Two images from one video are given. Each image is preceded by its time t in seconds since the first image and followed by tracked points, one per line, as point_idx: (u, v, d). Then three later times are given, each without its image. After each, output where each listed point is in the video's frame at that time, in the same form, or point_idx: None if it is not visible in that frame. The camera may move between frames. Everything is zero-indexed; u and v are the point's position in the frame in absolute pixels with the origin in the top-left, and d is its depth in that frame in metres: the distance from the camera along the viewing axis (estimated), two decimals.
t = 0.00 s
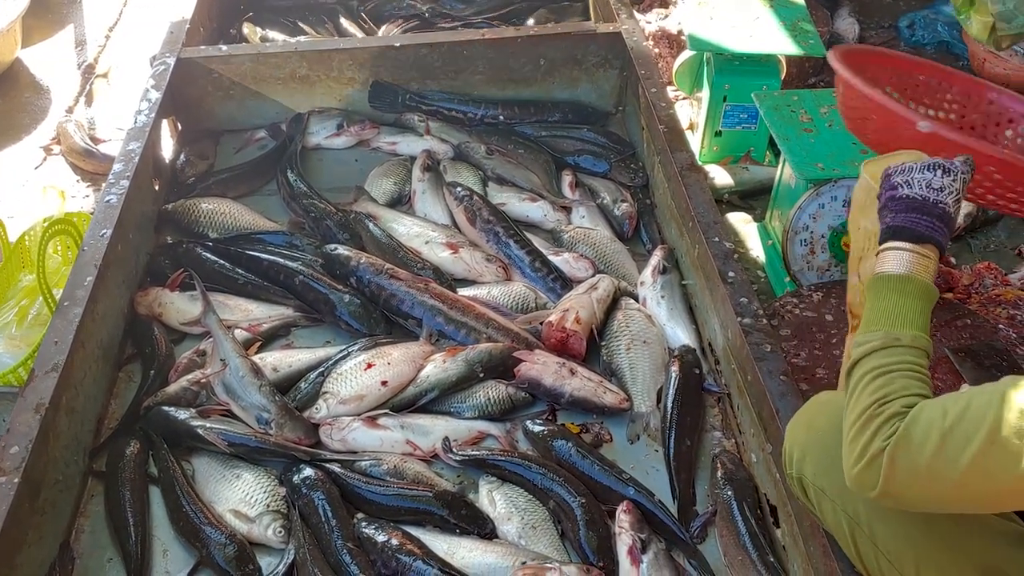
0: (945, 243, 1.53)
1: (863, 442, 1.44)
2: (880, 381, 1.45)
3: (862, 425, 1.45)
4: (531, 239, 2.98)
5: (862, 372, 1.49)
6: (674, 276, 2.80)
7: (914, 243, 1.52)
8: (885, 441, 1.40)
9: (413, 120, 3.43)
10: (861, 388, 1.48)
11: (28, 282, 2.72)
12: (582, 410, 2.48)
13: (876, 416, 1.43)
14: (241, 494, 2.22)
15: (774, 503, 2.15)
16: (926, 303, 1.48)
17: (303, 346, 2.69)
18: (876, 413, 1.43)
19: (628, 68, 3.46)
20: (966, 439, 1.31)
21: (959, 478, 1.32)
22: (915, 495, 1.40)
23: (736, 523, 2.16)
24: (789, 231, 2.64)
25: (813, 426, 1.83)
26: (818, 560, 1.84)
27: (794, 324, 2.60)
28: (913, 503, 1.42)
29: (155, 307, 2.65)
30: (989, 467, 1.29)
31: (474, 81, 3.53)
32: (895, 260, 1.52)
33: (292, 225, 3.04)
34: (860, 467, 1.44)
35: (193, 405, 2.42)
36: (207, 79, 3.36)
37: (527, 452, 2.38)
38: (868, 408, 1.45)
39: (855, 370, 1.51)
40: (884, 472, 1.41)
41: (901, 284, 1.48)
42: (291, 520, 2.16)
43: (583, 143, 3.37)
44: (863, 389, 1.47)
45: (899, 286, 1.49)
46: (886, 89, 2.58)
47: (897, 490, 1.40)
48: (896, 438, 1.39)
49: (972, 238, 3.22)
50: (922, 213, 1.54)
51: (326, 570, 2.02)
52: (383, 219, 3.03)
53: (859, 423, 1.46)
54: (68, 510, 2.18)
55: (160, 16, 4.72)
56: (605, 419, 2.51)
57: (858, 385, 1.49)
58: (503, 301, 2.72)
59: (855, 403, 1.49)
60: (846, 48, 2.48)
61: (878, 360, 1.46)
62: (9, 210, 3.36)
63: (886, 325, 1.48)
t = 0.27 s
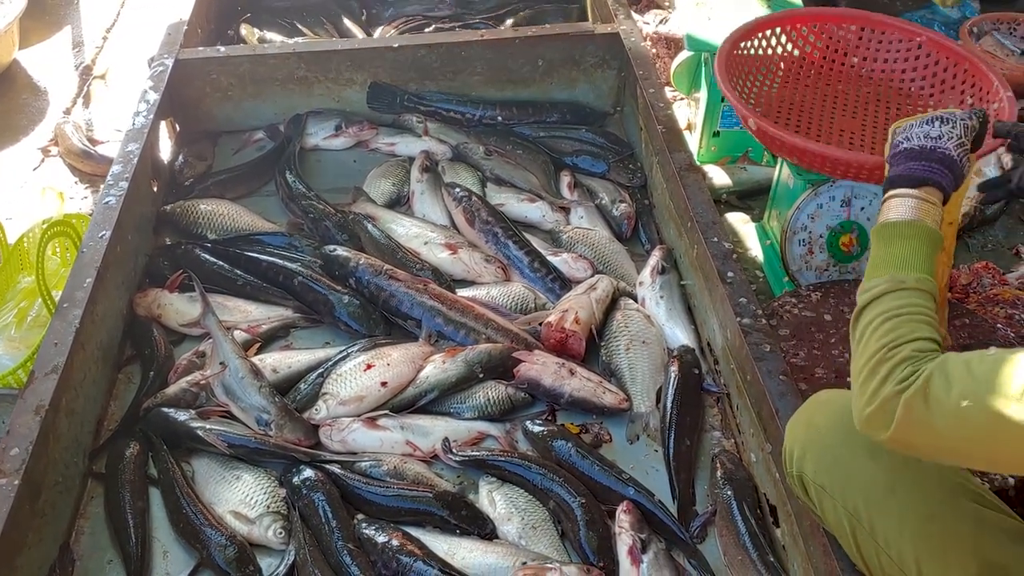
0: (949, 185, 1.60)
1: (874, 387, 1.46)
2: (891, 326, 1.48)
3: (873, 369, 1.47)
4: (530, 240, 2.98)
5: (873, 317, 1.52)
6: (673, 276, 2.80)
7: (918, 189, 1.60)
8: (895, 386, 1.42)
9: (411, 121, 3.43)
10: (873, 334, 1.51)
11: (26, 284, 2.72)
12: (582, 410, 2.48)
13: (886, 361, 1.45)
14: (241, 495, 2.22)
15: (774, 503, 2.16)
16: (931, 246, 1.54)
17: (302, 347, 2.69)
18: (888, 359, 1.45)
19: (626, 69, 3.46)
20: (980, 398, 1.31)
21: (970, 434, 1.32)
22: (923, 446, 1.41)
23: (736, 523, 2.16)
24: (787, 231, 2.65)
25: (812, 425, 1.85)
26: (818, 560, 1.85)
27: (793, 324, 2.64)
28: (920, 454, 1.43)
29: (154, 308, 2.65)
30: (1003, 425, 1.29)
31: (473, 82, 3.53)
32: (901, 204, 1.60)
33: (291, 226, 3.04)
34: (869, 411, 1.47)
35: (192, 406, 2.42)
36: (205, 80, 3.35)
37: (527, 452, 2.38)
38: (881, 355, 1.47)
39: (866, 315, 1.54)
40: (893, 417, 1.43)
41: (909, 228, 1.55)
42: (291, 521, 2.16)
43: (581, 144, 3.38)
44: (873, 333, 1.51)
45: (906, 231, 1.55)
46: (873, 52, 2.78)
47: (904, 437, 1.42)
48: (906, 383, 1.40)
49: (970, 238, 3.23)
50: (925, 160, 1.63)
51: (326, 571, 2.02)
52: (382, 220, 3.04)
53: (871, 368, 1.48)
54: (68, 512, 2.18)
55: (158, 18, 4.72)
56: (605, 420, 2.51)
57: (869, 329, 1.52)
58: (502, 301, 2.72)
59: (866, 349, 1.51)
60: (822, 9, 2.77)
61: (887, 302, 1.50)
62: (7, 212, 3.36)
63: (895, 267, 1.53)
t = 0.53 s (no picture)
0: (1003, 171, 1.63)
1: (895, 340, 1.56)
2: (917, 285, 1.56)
3: (895, 323, 1.56)
4: (528, 239, 2.98)
5: (905, 274, 1.60)
6: (671, 276, 2.81)
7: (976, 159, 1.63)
8: (917, 340, 1.51)
9: (410, 121, 3.44)
10: (901, 291, 1.59)
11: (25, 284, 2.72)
12: (581, 410, 2.48)
13: (912, 317, 1.54)
14: (241, 496, 2.22)
15: (774, 502, 2.16)
16: (974, 219, 1.60)
17: (301, 347, 2.69)
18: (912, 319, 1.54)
19: (624, 69, 3.47)
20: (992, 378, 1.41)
21: (979, 406, 1.43)
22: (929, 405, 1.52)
23: (735, 522, 2.16)
24: (785, 231, 2.63)
25: (812, 423, 1.85)
26: (818, 559, 1.85)
27: (791, 324, 2.70)
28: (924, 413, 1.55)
29: (153, 309, 2.65)
30: (1008, 401, 1.39)
31: (471, 82, 3.53)
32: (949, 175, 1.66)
33: (289, 226, 3.04)
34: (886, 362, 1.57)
35: (191, 407, 2.42)
36: (203, 81, 3.35)
37: (527, 452, 2.38)
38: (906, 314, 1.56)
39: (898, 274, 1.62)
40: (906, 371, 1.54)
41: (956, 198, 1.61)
42: (291, 522, 2.16)
43: (580, 144, 3.39)
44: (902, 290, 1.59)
45: (950, 200, 1.61)
46: (869, 52, 2.79)
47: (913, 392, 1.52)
48: (929, 340, 1.49)
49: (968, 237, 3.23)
50: (986, 145, 1.65)
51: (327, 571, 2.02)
52: (380, 221, 3.04)
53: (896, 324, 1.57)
54: (68, 513, 2.18)
55: (155, 18, 4.71)
56: (604, 419, 2.52)
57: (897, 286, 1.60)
58: (501, 301, 2.73)
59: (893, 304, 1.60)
60: (817, 10, 2.79)
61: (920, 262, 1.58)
62: (5, 213, 3.35)
63: (936, 230, 1.60)
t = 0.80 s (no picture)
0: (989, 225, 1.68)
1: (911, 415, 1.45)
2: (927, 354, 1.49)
3: (909, 398, 1.47)
4: (526, 239, 2.98)
5: (912, 347, 1.52)
6: (669, 275, 2.81)
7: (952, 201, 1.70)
8: (935, 413, 1.40)
9: (407, 121, 3.43)
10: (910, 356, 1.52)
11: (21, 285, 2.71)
12: (579, 409, 2.48)
13: (925, 388, 1.45)
14: (238, 496, 2.21)
15: (772, 501, 2.16)
16: (969, 280, 1.58)
17: (299, 347, 2.69)
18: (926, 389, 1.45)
19: (621, 68, 3.47)
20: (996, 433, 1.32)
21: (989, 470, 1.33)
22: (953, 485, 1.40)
23: (734, 522, 2.16)
24: (783, 230, 2.63)
25: (812, 431, 1.85)
26: (816, 558, 1.85)
27: (789, 323, 2.70)
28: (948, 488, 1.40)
29: (150, 309, 2.64)
30: None
31: (468, 82, 3.53)
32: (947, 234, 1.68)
33: (287, 226, 3.03)
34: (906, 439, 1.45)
35: (189, 407, 2.42)
36: (200, 81, 3.35)
37: (525, 451, 2.38)
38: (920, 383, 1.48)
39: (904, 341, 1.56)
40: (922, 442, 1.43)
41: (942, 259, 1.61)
42: (288, 522, 2.16)
43: (577, 143, 3.39)
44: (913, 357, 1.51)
45: (942, 261, 1.60)
46: (866, 51, 2.78)
47: (938, 470, 1.38)
48: (944, 409, 1.39)
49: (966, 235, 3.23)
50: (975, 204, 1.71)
51: (325, 571, 2.02)
52: (378, 221, 3.03)
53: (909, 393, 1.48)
54: (65, 513, 2.18)
55: (152, 18, 4.70)
56: (602, 418, 2.51)
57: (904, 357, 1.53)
58: (498, 301, 2.72)
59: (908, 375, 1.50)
60: (814, 9, 2.78)
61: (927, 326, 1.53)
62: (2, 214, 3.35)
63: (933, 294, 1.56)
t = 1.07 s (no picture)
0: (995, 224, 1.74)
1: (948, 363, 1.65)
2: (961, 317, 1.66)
3: (956, 323, 1.65)
4: (524, 238, 2.98)
5: (952, 291, 1.70)
6: (667, 274, 2.81)
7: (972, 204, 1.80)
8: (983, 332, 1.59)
9: (404, 120, 3.43)
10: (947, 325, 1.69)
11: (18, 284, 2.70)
12: (577, 407, 2.48)
13: (973, 317, 1.63)
14: (235, 495, 2.21)
15: (770, 499, 2.16)
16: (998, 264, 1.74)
17: (296, 347, 2.68)
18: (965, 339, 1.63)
19: (619, 67, 3.46)
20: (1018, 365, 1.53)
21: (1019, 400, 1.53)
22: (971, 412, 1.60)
23: (732, 520, 2.16)
24: (781, 228, 2.63)
25: (812, 431, 1.84)
26: (814, 555, 1.85)
27: (787, 321, 2.70)
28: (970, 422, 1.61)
29: (147, 308, 2.64)
30: None
31: (466, 81, 3.52)
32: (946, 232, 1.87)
33: (284, 226, 3.03)
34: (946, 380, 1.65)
35: (186, 406, 2.41)
36: (197, 80, 3.34)
37: (523, 450, 2.38)
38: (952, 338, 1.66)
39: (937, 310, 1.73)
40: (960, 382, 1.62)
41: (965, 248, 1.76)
42: (286, 521, 2.15)
43: (575, 142, 3.39)
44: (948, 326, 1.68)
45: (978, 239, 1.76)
46: (863, 50, 2.78)
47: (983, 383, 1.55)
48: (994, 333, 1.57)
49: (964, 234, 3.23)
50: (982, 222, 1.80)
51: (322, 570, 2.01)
52: (375, 220, 3.03)
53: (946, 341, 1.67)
54: (62, 513, 2.17)
55: (149, 18, 4.70)
56: (600, 417, 2.51)
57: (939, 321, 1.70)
58: (496, 300, 2.72)
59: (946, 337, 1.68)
60: (811, 8, 2.79)
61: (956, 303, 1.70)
62: None
63: (963, 270, 1.72)
